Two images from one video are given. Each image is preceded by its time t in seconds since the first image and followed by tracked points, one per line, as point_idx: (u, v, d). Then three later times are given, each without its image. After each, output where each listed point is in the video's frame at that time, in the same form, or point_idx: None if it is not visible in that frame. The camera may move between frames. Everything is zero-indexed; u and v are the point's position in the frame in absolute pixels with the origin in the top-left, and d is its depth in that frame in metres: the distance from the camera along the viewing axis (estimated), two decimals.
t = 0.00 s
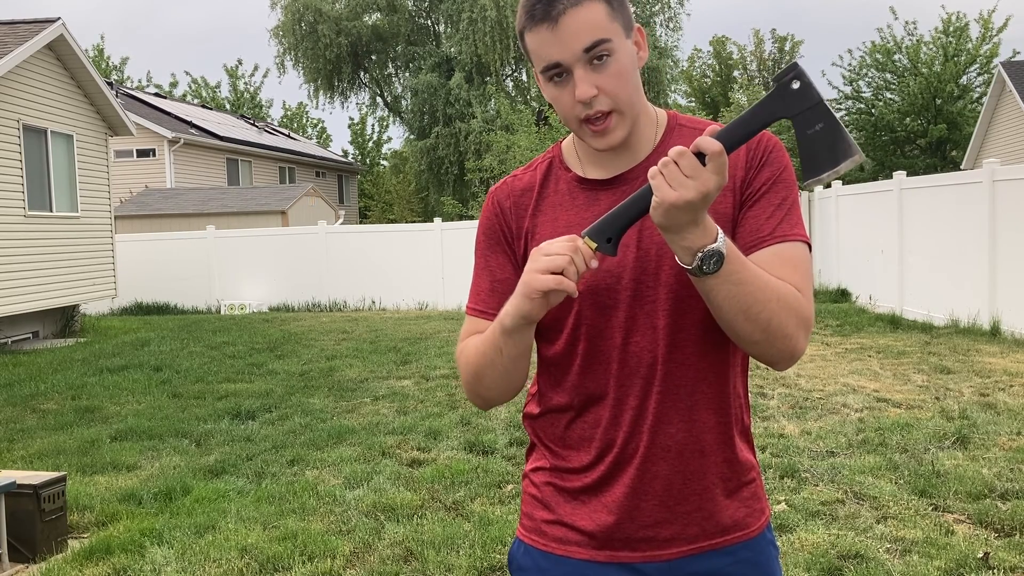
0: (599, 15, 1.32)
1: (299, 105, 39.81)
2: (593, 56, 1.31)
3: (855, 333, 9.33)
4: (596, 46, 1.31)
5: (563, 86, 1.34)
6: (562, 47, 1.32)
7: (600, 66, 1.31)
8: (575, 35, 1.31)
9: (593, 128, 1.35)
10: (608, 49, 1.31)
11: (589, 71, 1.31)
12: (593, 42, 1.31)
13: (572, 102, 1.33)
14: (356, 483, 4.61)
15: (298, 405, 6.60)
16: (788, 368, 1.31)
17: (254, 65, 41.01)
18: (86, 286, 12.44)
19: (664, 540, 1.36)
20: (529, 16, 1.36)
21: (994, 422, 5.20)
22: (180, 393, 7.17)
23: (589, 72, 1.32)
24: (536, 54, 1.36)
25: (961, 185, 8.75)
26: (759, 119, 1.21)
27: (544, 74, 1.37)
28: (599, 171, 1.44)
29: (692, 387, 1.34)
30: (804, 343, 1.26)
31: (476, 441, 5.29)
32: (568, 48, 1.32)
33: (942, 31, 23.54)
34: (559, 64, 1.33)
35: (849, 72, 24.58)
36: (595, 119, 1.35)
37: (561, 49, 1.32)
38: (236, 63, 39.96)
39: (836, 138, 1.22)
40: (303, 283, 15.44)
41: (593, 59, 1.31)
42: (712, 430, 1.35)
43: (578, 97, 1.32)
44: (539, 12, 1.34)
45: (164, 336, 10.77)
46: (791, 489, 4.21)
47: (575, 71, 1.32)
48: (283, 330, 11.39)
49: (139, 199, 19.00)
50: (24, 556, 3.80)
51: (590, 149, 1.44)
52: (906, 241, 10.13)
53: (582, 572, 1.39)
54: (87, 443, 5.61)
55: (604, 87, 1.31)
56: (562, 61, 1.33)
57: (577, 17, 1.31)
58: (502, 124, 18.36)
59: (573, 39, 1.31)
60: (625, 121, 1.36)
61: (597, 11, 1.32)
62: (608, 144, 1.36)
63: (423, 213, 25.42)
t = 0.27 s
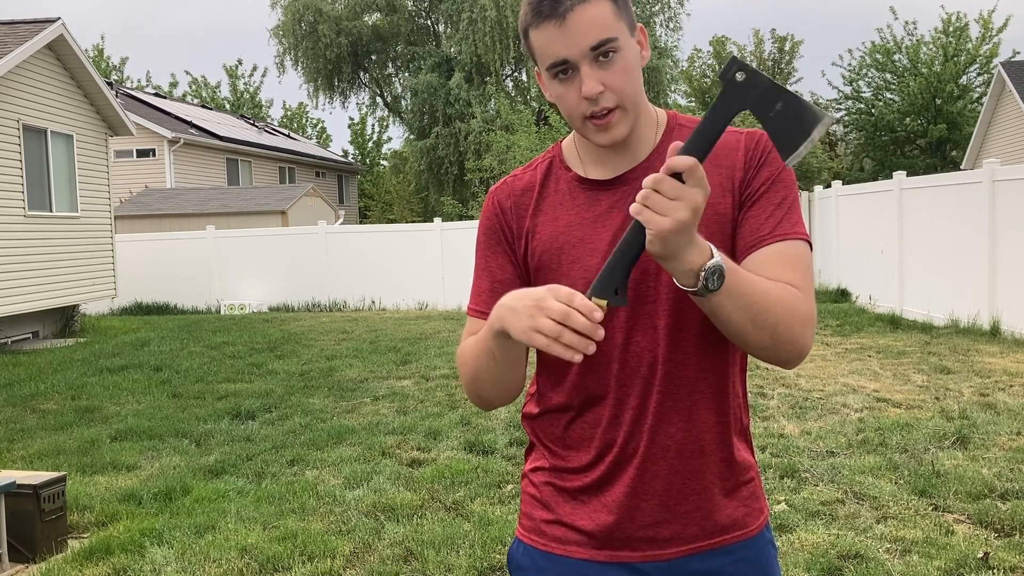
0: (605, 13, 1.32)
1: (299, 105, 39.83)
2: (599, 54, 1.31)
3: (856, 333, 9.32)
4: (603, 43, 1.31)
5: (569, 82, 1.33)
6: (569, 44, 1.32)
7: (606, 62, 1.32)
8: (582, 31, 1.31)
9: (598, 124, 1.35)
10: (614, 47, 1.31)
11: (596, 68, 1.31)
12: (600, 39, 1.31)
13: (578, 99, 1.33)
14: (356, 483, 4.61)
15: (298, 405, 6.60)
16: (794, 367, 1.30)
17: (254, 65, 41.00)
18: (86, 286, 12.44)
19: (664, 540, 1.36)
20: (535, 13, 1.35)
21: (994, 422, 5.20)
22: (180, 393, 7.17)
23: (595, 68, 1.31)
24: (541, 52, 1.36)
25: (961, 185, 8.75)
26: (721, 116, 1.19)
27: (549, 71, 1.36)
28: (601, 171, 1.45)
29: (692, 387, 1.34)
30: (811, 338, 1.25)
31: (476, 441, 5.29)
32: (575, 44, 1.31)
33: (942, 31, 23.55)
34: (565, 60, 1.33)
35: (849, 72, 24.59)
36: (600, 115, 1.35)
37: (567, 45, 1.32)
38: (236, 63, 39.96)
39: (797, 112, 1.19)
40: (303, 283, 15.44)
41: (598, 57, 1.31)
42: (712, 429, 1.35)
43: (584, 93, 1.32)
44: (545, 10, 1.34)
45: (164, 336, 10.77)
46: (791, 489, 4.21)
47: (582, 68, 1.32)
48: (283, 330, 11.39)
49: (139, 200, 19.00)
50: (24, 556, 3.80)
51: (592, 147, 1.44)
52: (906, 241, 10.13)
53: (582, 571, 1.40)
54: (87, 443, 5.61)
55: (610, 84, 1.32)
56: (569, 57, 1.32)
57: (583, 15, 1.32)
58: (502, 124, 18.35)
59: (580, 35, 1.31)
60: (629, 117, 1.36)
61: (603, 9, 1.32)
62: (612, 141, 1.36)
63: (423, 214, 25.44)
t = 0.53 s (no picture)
0: None
1: (298, 105, 39.87)
2: (609, 38, 1.33)
3: (855, 333, 9.32)
4: (612, 28, 1.33)
5: (577, 66, 1.34)
6: (578, 27, 1.32)
7: (614, 48, 1.33)
8: (593, 14, 1.32)
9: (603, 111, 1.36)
10: (622, 32, 1.33)
11: (604, 53, 1.33)
12: (609, 23, 1.32)
13: (585, 83, 1.34)
14: (356, 483, 4.61)
15: (298, 406, 6.60)
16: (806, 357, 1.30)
17: (254, 65, 41.00)
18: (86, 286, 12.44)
19: (662, 534, 1.36)
20: None
21: (994, 422, 5.20)
22: (180, 393, 7.17)
23: (603, 53, 1.33)
24: (550, 36, 1.36)
25: (962, 185, 8.75)
26: (573, 182, 1.18)
27: (557, 57, 1.37)
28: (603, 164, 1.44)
29: (690, 383, 1.34)
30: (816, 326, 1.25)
31: (476, 441, 5.29)
32: (585, 26, 1.32)
33: (942, 31, 23.55)
34: (575, 44, 1.33)
35: (849, 72, 24.60)
36: (606, 102, 1.36)
37: (576, 28, 1.32)
38: (236, 63, 39.96)
39: (628, 131, 1.15)
40: (303, 283, 15.44)
41: (607, 42, 1.33)
42: (710, 425, 1.35)
43: (591, 76, 1.33)
44: None
45: (164, 337, 10.77)
46: (791, 489, 4.21)
47: (591, 51, 1.33)
48: (283, 330, 11.39)
49: (139, 199, 18.99)
50: (24, 556, 3.80)
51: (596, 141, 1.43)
52: (907, 241, 10.13)
53: (581, 571, 1.39)
54: (87, 443, 5.60)
55: (617, 70, 1.33)
56: (579, 39, 1.33)
57: None
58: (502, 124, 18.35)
59: (592, 18, 1.32)
60: (633, 107, 1.37)
61: None
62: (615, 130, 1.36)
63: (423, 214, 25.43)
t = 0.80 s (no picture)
0: None
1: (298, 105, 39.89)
2: (616, 33, 1.36)
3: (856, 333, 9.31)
4: (619, 21, 1.35)
5: (581, 56, 1.37)
6: (586, 16, 1.36)
7: (619, 42, 1.36)
8: (602, 6, 1.35)
9: (602, 103, 1.38)
10: (630, 28, 1.36)
11: (609, 45, 1.36)
12: (617, 15, 1.35)
13: (587, 73, 1.36)
14: (356, 483, 4.62)
15: (298, 405, 6.60)
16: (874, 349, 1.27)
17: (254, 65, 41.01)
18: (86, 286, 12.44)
19: (659, 534, 1.36)
20: None
21: (995, 422, 5.20)
22: (180, 394, 7.17)
23: (609, 45, 1.36)
24: (558, 25, 1.39)
25: (962, 185, 8.75)
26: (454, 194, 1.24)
27: (563, 46, 1.40)
28: (606, 164, 1.42)
29: (688, 382, 1.34)
30: (763, 479, 1.07)
31: (476, 441, 5.29)
32: (593, 16, 1.35)
33: (942, 31, 23.55)
34: (580, 33, 1.37)
35: (849, 72, 24.61)
36: (606, 94, 1.37)
37: (584, 18, 1.36)
38: (236, 63, 39.97)
39: (498, 144, 1.25)
40: (303, 283, 15.44)
41: (615, 36, 1.36)
42: (706, 424, 1.36)
43: (594, 67, 1.35)
44: None
45: (164, 337, 10.77)
46: (791, 490, 4.21)
47: (596, 42, 1.36)
48: (283, 330, 11.39)
49: (139, 199, 18.99)
50: (24, 556, 3.80)
51: (598, 138, 1.43)
52: (907, 241, 10.13)
53: (579, 569, 1.40)
54: (87, 444, 5.61)
55: (621, 63, 1.35)
56: (585, 29, 1.36)
57: None
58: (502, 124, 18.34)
59: (600, 10, 1.35)
60: (633, 103, 1.38)
61: None
62: (612, 122, 1.37)
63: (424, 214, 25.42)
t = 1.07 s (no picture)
0: None
1: (298, 105, 39.90)
2: (628, 30, 1.40)
3: (855, 333, 9.31)
4: (631, 22, 1.40)
5: (592, 52, 1.41)
6: (600, 13, 1.40)
7: (631, 40, 1.40)
8: (617, 4, 1.39)
9: (610, 98, 1.40)
10: (641, 28, 1.40)
11: (621, 42, 1.40)
12: (631, 15, 1.40)
13: (596, 69, 1.40)
14: (356, 483, 4.62)
15: (298, 405, 6.60)
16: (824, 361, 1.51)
17: (254, 66, 40.99)
18: (86, 286, 12.44)
19: (656, 537, 1.36)
20: None
21: (994, 422, 5.20)
22: (180, 394, 7.17)
23: (620, 42, 1.40)
24: (570, 21, 1.43)
25: (961, 185, 8.75)
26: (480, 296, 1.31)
27: (574, 42, 1.43)
28: (609, 162, 1.42)
29: (687, 386, 1.34)
30: None
31: (476, 441, 5.29)
32: (607, 14, 1.40)
33: (942, 31, 23.54)
34: (592, 30, 1.41)
35: (849, 72, 24.61)
36: (615, 89, 1.40)
37: (598, 14, 1.40)
38: (236, 63, 39.96)
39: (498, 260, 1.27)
40: (303, 283, 15.44)
41: (626, 33, 1.40)
42: (705, 427, 1.36)
43: (604, 65, 1.39)
44: None
45: (164, 337, 10.77)
46: (791, 489, 4.22)
47: (608, 40, 1.40)
48: (283, 330, 11.39)
49: (139, 200, 19.00)
50: (24, 556, 3.81)
51: (603, 134, 1.43)
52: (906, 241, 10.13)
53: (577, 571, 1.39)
54: (87, 443, 5.60)
55: (631, 61, 1.39)
56: (597, 27, 1.40)
57: None
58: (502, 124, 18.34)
59: (614, 8, 1.39)
60: (641, 100, 1.40)
61: None
62: (620, 117, 1.39)
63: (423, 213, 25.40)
